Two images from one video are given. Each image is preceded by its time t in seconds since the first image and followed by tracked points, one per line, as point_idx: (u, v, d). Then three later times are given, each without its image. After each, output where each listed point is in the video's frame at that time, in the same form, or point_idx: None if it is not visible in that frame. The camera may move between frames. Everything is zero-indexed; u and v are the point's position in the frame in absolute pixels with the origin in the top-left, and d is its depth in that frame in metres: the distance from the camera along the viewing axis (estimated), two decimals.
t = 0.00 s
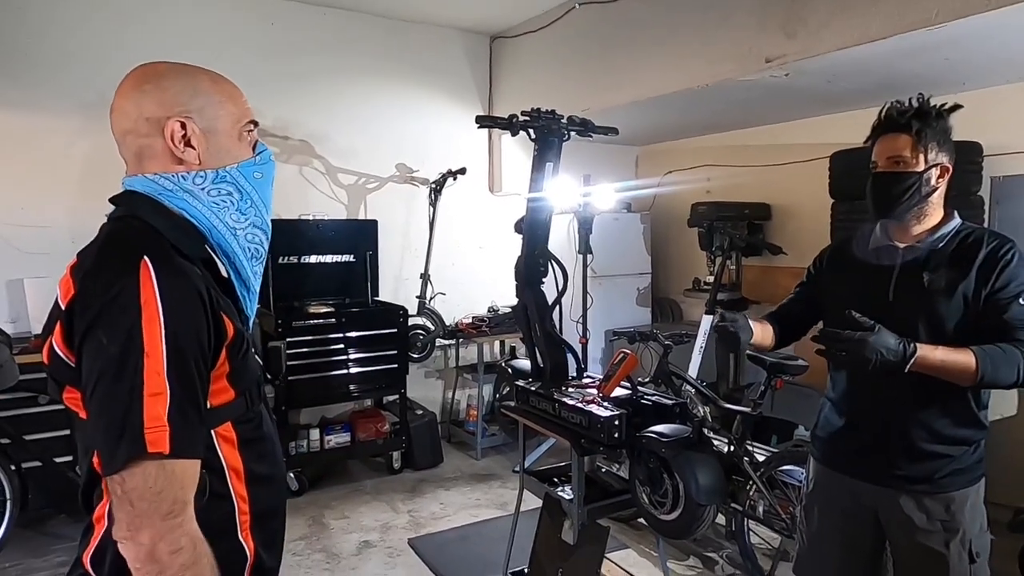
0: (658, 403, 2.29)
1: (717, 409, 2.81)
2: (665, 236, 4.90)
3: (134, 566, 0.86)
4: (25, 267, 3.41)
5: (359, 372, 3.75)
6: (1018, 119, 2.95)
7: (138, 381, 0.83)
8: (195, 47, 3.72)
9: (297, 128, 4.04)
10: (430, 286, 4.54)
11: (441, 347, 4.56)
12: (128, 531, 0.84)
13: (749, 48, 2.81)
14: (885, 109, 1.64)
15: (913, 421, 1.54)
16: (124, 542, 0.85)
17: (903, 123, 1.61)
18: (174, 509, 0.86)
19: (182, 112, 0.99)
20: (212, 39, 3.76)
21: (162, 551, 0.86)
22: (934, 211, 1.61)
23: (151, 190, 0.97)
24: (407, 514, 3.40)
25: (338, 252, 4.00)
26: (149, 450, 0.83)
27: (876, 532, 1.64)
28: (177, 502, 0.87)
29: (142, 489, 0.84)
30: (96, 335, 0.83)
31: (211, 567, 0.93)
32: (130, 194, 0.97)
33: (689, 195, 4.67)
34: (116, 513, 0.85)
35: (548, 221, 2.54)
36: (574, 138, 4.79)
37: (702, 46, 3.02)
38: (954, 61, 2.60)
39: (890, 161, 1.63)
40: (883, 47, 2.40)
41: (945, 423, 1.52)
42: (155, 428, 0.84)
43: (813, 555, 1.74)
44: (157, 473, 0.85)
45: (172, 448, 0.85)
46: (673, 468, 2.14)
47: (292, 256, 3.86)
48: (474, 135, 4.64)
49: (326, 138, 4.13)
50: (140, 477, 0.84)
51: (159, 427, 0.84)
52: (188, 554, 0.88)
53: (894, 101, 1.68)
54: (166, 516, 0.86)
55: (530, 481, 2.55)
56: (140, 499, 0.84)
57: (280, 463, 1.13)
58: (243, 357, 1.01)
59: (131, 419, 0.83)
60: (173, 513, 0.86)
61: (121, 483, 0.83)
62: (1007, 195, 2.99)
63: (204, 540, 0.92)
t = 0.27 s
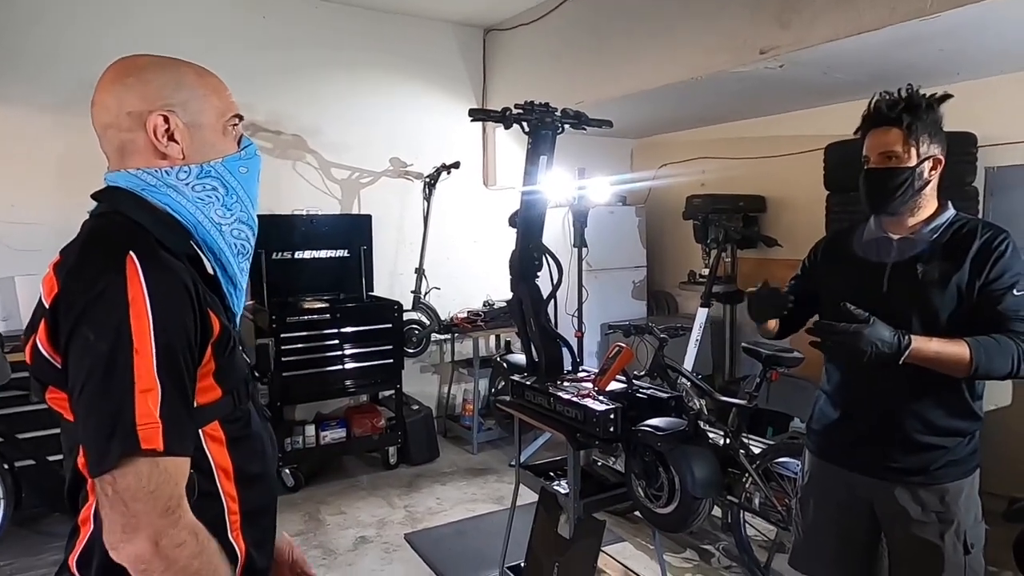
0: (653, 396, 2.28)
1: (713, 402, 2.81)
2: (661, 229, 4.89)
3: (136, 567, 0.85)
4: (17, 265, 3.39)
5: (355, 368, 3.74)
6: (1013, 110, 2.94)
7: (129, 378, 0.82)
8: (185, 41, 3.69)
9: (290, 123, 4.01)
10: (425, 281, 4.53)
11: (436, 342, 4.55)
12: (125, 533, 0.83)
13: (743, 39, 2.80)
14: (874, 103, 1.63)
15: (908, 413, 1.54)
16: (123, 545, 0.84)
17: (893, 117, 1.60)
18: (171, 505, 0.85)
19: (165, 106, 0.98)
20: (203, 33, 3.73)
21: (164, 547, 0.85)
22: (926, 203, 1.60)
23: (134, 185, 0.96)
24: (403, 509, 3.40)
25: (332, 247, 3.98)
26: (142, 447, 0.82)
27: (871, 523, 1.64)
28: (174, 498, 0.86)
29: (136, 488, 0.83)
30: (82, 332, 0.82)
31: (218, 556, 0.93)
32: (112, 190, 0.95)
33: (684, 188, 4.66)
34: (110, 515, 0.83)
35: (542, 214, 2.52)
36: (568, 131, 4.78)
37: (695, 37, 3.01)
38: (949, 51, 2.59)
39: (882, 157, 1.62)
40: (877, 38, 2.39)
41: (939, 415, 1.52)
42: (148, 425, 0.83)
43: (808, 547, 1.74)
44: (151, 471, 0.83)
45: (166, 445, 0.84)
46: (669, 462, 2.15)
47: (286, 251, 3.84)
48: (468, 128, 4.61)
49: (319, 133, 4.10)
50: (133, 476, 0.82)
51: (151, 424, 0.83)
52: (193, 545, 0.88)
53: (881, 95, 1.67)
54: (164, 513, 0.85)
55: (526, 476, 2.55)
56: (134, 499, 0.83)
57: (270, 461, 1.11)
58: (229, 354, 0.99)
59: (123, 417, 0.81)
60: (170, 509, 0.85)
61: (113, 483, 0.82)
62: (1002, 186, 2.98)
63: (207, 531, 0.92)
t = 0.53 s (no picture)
0: (649, 392, 2.29)
1: (709, 397, 2.82)
2: (657, 224, 4.88)
3: (172, 555, 0.83)
4: (8, 259, 3.36)
5: (350, 363, 3.73)
6: (1009, 106, 2.95)
7: (130, 368, 0.81)
8: (178, 34, 3.65)
9: (284, 117, 3.98)
10: (420, 276, 4.51)
11: (432, 337, 4.54)
12: (153, 522, 0.81)
13: (740, 34, 2.79)
14: (871, 97, 1.62)
15: (903, 410, 1.54)
16: (154, 536, 0.81)
17: (891, 112, 1.59)
18: (192, 485, 0.84)
19: (149, 97, 0.96)
20: (196, 26, 3.70)
21: (204, 521, 0.84)
22: (923, 199, 1.60)
23: (119, 178, 0.94)
24: (399, 504, 3.39)
25: (327, 242, 3.96)
26: (155, 435, 0.82)
27: (864, 517, 1.64)
28: (193, 477, 0.85)
29: (157, 472, 0.81)
30: (76, 325, 0.81)
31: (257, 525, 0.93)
32: (97, 182, 0.94)
33: (680, 183, 4.65)
34: (128, 509, 0.81)
35: (538, 209, 2.51)
36: (564, 126, 4.76)
37: (692, 32, 3.00)
38: (945, 47, 2.58)
39: (878, 153, 1.62)
40: (874, 33, 2.38)
41: (934, 412, 1.52)
42: (156, 412, 0.82)
43: (801, 542, 1.74)
44: (167, 454, 0.83)
45: (177, 431, 0.84)
46: (664, 458, 2.15)
47: (280, 246, 3.82)
48: (463, 123, 4.60)
49: (314, 127, 4.08)
50: (149, 461, 0.81)
51: (160, 412, 0.82)
52: (224, 516, 0.87)
53: (880, 88, 1.67)
54: (189, 491, 0.84)
55: (521, 472, 2.54)
56: (158, 484, 0.81)
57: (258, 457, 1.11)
58: (218, 348, 0.98)
59: (128, 406, 0.80)
60: (195, 486, 0.85)
61: (131, 472, 0.80)
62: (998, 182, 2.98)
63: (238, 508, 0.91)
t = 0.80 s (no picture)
0: (659, 388, 2.32)
1: (718, 393, 2.85)
2: (667, 221, 4.90)
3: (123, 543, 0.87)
4: (29, 259, 3.43)
5: (363, 359, 3.78)
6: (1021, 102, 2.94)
7: (126, 366, 0.84)
8: (193, 36, 3.71)
9: (297, 117, 4.03)
10: (432, 274, 4.55)
11: (444, 334, 4.58)
12: (114, 508, 0.85)
13: (750, 31, 2.80)
14: (900, 90, 1.64)
15: (916, 406, 1.56)
16: (110, 520, 0.85)
17: (916, 107, 1.61)
18: (158, 488, 0.87)
19: (196, 113, 1.00)
20: (210, 28, 3.75)
21: (150, 525, 0.86)
22: (935, 199, 1.63)
23: (158, 184, 0.98)
24: (411, 499, 3.44)
25: (340, 240, 4.01)
26: (133, 434, 0.84)
27: (877, 511, 1.67)
28: (161, 481, 0.87)
29: (127, 468, 0.84)
30: (91, 322, 0.85)
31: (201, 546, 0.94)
32: (135, 186, 0.98)
33: (690, 180, 4.67)
34: (102, 492, 0.85)
35: (549, 207, 2.54)
36: (574, 124, 4.79)
37: (702, 31, 3.01)
38: (956, 43, 2.58)
39: (897, 146, 1.64)
40: (884, 30, 2.39)
41: (943, 406, 1.55)
42: (141, 412, 0.84)
43: (815, 537, 1.76)
44: (142, 453, 0.85)
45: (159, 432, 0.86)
46: (674, 452, 2.16)
47: (293, 245, 3.87)
48: (475, 122, 4.63)
49: (326, 126, 4.13)
50: (125, 458, 0.84)
51: (144, 412, 0.84)
52: (173, 530, 0.89)
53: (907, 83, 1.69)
54: (151, 494, 0.86)
55: (532, 467, 2.57)
56: (125, 479, 0.84)
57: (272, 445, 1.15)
58: (234, 344, 1.02)
59: (121, 402, 0.84)
60: (158, 491, 0.86)
61: (107, 462, 0.84)
62: (1009, 178, 2.97)
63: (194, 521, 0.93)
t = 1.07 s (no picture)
0: (659, 382, 2.32)
1: (717, 388, 2.86)
2: (666, 216, 4.89)
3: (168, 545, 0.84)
4: (27, 254, 3.42)
5: (362, 354, 3.78)
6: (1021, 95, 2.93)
7: (147, 367, 0.83)
8: (190, 29, 3.69)
9: (296, 111, 4.02)
10: (431, 269, 4.55)
11: (443, 329, 4.58)
12: (151, 511, 0.82)
13: (750, 25, 2.79)
14: (896, 84, 1.64)
15: (916, 400, 1.56)
16: (149, 524, 0.82)
17: (914, 101, 1.61)
18: (190, 484, 0.85)
19: (204, 112, 0.97)
20: (208, 22, 3.73)
21: (194, 518, 0.85)
22: (934, 193, 1.63)
23: (152, 178, 0.96)
24: (411, 493, 3.44)
25: (338, 235, 4.00)
26: (167, 433, 0.83)
27: (877, 504, 1.67)
28: (192, 477, 0.85)
29: (159, 468, 0.82)
30: (99, 324, 0.82)
31: (245, 525, 0.92)
32: (127, 178, 0.95)
33: (689, 174, 4.66)
34: (133, 500, 0.82)
35: (548, 202, 2.54)
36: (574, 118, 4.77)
37: (701, 24, 3.00)
38: (957, 36, 2.57)
39: (896, 140, 1.63)
40: (884, 23, 2.38)
41: (944, 400, 1.55)
42: (170, 411, 0.83)
43: (815, 531, 1.76)
44: (170, 452, 0.83)
45: (186, 429, 0.85)
46: (673, 445, 2.18)
47: (292, 240, 3.87)
48: (473, 116, 4.62)
49: (325, 121, 4.11)
50: (154, 460, 0.82)
51: (173, 410, 0.84)
52: (218, 515, 0.88)
53: (904, 77, 1.68)
54: (185, 491, 0.84)
55: (531, 461, 2.57)
56: (160, 482, 0.82)
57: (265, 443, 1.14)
58: (230, 341, 1.01)
59: (144, 404, 0.82)
60: (192, 484, 0.85)
61: (135, 467, 0.82)
62: (1009, 172, 2.95)
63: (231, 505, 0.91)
